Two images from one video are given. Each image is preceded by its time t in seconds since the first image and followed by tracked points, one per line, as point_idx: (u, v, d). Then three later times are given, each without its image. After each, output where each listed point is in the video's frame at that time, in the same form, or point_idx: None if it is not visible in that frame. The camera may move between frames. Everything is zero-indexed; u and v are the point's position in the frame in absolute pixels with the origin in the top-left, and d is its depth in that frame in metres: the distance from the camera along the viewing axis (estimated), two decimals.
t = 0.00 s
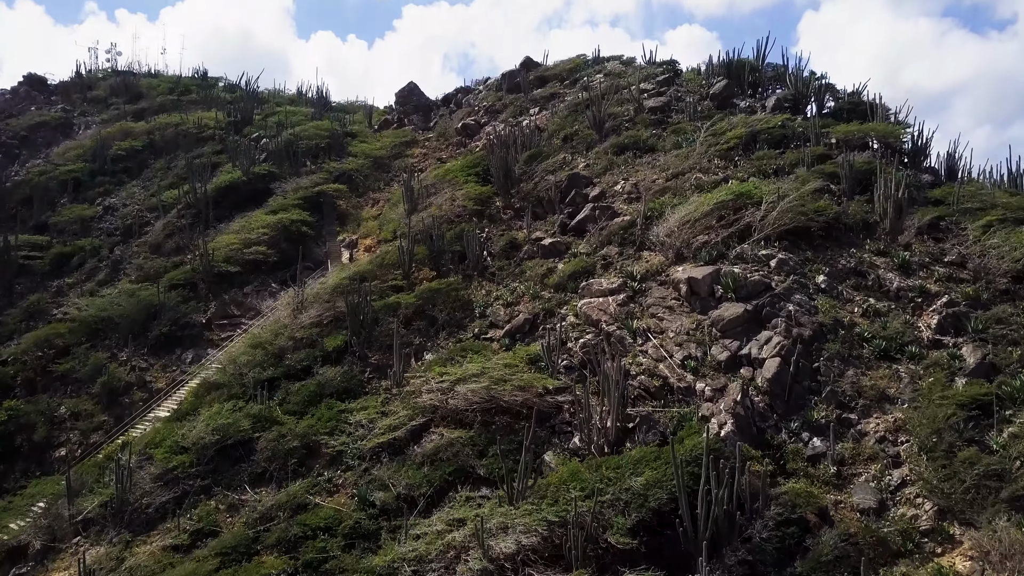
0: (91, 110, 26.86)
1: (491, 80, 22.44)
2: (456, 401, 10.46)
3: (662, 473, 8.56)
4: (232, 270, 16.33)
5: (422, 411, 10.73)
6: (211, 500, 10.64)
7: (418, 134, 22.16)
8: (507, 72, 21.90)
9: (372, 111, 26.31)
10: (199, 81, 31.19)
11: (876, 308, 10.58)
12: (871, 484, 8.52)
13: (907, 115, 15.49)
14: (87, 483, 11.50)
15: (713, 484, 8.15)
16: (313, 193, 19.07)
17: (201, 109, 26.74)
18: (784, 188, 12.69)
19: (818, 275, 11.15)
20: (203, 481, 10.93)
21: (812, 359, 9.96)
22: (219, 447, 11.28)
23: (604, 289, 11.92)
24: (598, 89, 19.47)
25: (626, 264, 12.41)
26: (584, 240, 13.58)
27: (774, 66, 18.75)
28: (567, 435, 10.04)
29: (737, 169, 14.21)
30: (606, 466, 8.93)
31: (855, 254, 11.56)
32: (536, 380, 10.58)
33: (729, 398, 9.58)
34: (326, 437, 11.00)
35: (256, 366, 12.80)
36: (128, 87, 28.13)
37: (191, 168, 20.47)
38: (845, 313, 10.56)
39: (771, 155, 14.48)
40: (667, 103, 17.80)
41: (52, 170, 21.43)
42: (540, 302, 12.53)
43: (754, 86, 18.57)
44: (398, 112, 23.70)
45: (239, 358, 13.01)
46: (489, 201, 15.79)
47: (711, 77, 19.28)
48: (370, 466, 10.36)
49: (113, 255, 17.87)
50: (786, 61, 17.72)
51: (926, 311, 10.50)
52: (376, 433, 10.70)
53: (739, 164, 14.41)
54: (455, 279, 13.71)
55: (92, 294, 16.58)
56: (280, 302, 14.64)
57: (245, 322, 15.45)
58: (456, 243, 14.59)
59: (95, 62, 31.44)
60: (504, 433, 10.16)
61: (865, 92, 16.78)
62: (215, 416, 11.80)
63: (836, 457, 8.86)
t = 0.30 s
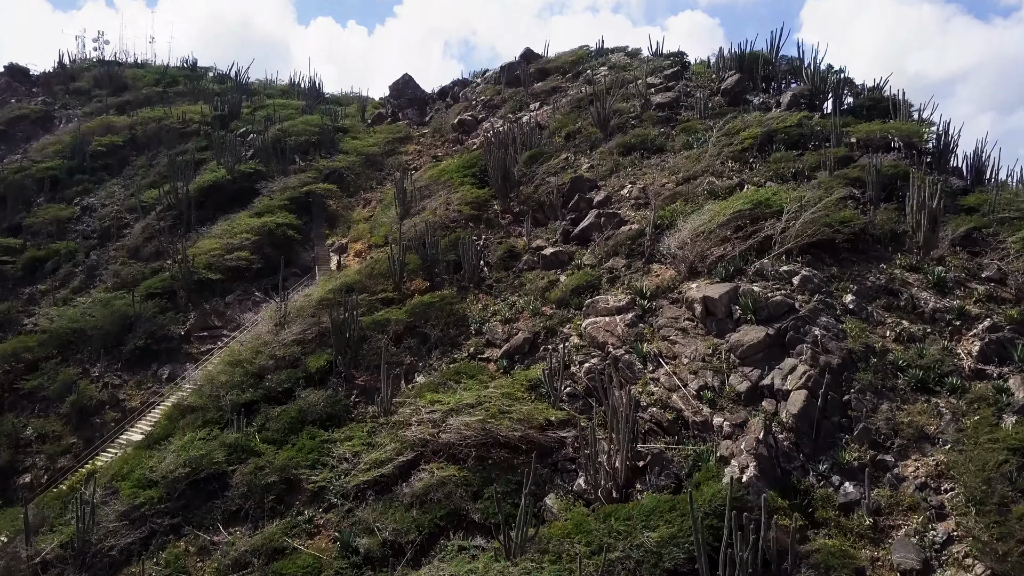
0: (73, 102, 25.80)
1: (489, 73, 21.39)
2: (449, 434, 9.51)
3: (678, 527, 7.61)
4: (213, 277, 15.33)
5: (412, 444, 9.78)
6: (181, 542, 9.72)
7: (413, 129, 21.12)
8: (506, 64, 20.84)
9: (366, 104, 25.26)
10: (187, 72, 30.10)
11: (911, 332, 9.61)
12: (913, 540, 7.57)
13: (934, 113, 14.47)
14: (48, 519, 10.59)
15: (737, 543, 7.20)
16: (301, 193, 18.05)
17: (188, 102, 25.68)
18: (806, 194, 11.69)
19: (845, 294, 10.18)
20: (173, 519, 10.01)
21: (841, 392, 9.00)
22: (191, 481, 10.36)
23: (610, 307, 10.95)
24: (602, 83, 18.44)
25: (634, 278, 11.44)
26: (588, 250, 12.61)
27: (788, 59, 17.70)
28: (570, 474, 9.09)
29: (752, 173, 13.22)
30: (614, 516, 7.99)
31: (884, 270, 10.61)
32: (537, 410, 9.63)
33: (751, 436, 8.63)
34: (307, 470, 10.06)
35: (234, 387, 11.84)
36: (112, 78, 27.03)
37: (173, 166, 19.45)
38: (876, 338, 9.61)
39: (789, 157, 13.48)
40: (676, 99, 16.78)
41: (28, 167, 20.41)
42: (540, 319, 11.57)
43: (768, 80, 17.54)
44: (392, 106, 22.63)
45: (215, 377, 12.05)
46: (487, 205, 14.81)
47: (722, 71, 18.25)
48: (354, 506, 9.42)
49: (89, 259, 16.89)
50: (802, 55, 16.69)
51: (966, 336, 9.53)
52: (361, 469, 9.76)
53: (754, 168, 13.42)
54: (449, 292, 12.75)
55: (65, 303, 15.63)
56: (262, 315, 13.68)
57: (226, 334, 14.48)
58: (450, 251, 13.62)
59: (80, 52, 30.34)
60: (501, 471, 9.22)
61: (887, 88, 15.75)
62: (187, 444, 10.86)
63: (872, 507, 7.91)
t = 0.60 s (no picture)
0: (58, 101, 24.93)
1: (488, 72, 20.50)
2: (441, 479, 8.68)
3: None
4: (195, 292, 14.49)
5: (402, 488, 8.91)
6: None
7: (408, 130, 20.24)
8: (506, 62, 19.94)
9: (360, 103, 24.38)
10: (177, 69, 29.20)
11: (949, 367, 8.76)
12: None
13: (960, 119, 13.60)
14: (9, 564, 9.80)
15: None
16: (290, 200, 17.18)
17: (177, 101, 24.78)
18: (829, 210, 10.83)
19: (875, 322, 9.34)
20: (142, 567, 9.22)
21: (873, 435, 8.17)
22: (163, 524, 9.56)
23: (618, 334, 10.10)
24: (606, 84, 17.55)
25: (643, 301, 10.60)
26: (592, 268, 11.77)
27: (803, 59, 16.81)
28: (575, 524, 8.28)
29: (768, 185, 12.36)
30: None
31: (915, 295, 9.76)
32: (538, 451, 8.80)
33: (774, 486, 7.81)
34: (287, 513, 9.22)
35: (212, 416, 11.01)
36: (98, 76, 26.11)
37: (157, 170, 18.58)
38: (910, 373, 8.76)
39: (808, 166, 12.61)
40: (684, 101, 15.90)
41: (7, 171, 19.56)
42: (541, 344, 10.74)
43: (781, 81, 16.65)
44: (387, 105, 21.74)
45: (192, 406, 11.23)
46: (484, 216, 13.96)
47: (732, 71, 17.36)
48: (337, 557, 8.61)
49: (66, 270, 16.06)
50: (818, 54, 15.80)
51: (1010, 371, 8.67)
52: (346, 515, 8.92)
53: (770, 179, 12.56)
54: (444, 312, 11.90)
55: (40, 318, 14.81)
56: (245, 335, 12.86)
57: (208, 353, 13.66)
58: (445, 267, 12.77)
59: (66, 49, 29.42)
60: (499, 520, 8.41)
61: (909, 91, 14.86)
62: (160, 482, 10.04)
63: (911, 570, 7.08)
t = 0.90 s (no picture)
0: (42, 104, 24.19)
1: (485, 75, 19.76)
2: (428, 532, 7.95)
3: None
4: (176, 312, 13.75)
5: (387, 539, 8.11)
6: None
7: (402, 136, 19.51)
8: (504, 66, 19.19)
9: (354, 107, 23.64)
10: (167, 70, 28.44)
11: (982, 409, 8.05)
12: None
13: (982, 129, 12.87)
14: None
15: None
16: (278, 211, 16.45)
17: (165, 104, 24.03)
18: (847, 232, 10.11)
19: (900, 358, 8.63)
20: None
21: (900, 488, 7.45)
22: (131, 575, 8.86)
23: (621, 368, 9.38)
24: (608, 90, 16.82)
25: (648, 331, 9.89)
26: (594, 291, 11.05)
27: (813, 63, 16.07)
28: None
29: (780, 202, 11.64)
30: None
31: (942, 327, 9.04)
32: (536, 501, 8.08)
33: (793, 548, 7.10)
34: (265, 564, 8.44)
35: (188, 452, 10.31)
36: (84, 77, 25.34)
37: (140, 179, 17.84)
38: (939, 416, 8.05)
39: (823, 182, 11.88)
40: (690, 108, 15.16)
41: None
42: (539, 376, 10.02)
43: (791, 87, 15.90)
44: (381, 110, 21.00)
45: (167, 441, 10.53)
46: (480, 233, 13.25)
47: (740, 76, 16.61)
48: None
49: (43, 287, 15.36)
50: (831, 59, 15.06)
51: None
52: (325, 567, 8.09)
53: (782, 195, 11.83)
54: (436, 338, 11.20)
55: (14, 339, 14.12)
56: (226, 360, 12.16)
57: (188, 377, 12.99)
58: (438, 289, 12.06)
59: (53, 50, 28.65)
60: None
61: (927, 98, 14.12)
62: (129, 527, 9.34)
63: None
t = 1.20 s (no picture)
0: (28, 116, 23.63)
1: (481, 87, 19.19)
2: None
3: None
4: (155, 340, 13.15)
5: None
6: None
7: (395, 150, 18.95)
8: (500, 77, 18.62)
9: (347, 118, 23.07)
10: (157, 78, 27.88)
11: (1009, 464, 7.45)
12: None
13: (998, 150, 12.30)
14: None
15: None
16: (265, 230, 15.84)
17: (154, 115, 23.46)
18: (860, 265, 9.53)
19: (918, 406, 8.03)
20: None
21: (923, 554, 6.83)
22: None
23: (620, 412, 8.79)
24: (607, 105, 16.25)
25: (648, 371, 9.30)
26: (591, 324, 10.45)
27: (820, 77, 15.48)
28: None
29: (788, 229, 11.06)
30: None
31: (963, 370, 8.45)
32: (529, 564, 7.46)
33: None
34: None
35: (160, 496, 9.67)
36: (71, 86, 24.76)
37: (123, 195, 17.25)
38: (963, 472, 7.45)
39: (832, 206, 11.28)
40: (692, 124, 14.57)
41: None
42: (533, 417, 9.41)
43: (797, 102, 15.32)
44: (374, 122, 20.44)
45: (138, 483, 9.92)
46: (472, 257, 12.66)
47: (743, 90, 16.03)
48: None
49: (20, 310, 14.78)
50: (838, 74, 14.48)
51: None
52: None
53: (790, 221, 11.25)
54: (424, 373, 10.61)
55: None
56: (205, 393, 11.57)
57: (168, 410, 12.45)
58: (428, 318, 11.47)
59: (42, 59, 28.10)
60: None
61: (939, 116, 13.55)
62: None
63: None
